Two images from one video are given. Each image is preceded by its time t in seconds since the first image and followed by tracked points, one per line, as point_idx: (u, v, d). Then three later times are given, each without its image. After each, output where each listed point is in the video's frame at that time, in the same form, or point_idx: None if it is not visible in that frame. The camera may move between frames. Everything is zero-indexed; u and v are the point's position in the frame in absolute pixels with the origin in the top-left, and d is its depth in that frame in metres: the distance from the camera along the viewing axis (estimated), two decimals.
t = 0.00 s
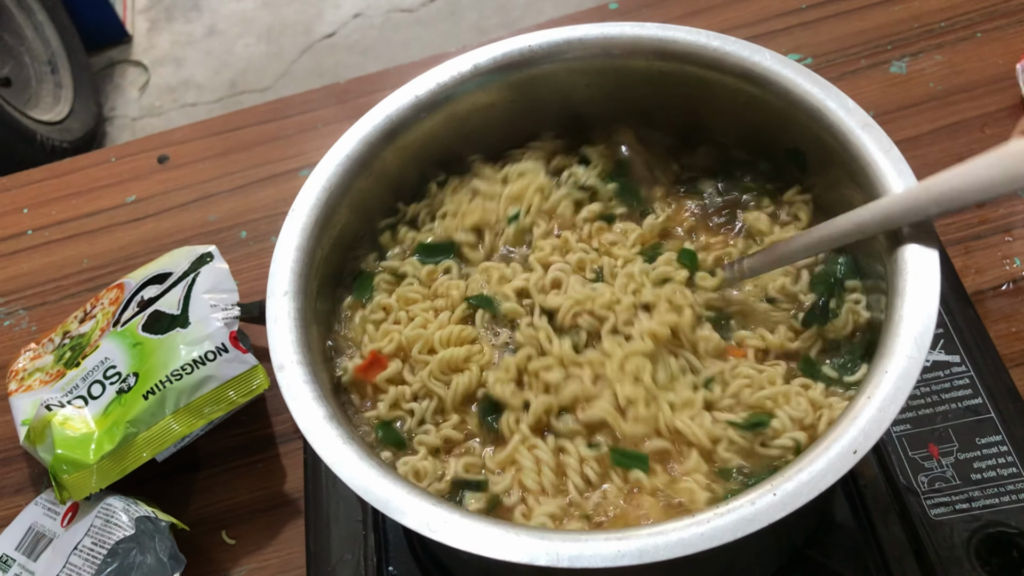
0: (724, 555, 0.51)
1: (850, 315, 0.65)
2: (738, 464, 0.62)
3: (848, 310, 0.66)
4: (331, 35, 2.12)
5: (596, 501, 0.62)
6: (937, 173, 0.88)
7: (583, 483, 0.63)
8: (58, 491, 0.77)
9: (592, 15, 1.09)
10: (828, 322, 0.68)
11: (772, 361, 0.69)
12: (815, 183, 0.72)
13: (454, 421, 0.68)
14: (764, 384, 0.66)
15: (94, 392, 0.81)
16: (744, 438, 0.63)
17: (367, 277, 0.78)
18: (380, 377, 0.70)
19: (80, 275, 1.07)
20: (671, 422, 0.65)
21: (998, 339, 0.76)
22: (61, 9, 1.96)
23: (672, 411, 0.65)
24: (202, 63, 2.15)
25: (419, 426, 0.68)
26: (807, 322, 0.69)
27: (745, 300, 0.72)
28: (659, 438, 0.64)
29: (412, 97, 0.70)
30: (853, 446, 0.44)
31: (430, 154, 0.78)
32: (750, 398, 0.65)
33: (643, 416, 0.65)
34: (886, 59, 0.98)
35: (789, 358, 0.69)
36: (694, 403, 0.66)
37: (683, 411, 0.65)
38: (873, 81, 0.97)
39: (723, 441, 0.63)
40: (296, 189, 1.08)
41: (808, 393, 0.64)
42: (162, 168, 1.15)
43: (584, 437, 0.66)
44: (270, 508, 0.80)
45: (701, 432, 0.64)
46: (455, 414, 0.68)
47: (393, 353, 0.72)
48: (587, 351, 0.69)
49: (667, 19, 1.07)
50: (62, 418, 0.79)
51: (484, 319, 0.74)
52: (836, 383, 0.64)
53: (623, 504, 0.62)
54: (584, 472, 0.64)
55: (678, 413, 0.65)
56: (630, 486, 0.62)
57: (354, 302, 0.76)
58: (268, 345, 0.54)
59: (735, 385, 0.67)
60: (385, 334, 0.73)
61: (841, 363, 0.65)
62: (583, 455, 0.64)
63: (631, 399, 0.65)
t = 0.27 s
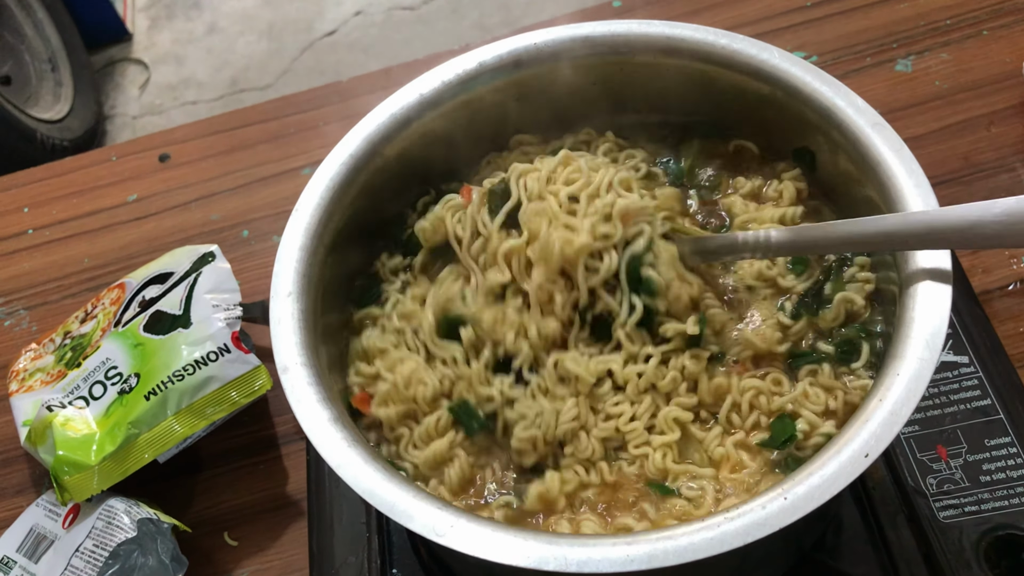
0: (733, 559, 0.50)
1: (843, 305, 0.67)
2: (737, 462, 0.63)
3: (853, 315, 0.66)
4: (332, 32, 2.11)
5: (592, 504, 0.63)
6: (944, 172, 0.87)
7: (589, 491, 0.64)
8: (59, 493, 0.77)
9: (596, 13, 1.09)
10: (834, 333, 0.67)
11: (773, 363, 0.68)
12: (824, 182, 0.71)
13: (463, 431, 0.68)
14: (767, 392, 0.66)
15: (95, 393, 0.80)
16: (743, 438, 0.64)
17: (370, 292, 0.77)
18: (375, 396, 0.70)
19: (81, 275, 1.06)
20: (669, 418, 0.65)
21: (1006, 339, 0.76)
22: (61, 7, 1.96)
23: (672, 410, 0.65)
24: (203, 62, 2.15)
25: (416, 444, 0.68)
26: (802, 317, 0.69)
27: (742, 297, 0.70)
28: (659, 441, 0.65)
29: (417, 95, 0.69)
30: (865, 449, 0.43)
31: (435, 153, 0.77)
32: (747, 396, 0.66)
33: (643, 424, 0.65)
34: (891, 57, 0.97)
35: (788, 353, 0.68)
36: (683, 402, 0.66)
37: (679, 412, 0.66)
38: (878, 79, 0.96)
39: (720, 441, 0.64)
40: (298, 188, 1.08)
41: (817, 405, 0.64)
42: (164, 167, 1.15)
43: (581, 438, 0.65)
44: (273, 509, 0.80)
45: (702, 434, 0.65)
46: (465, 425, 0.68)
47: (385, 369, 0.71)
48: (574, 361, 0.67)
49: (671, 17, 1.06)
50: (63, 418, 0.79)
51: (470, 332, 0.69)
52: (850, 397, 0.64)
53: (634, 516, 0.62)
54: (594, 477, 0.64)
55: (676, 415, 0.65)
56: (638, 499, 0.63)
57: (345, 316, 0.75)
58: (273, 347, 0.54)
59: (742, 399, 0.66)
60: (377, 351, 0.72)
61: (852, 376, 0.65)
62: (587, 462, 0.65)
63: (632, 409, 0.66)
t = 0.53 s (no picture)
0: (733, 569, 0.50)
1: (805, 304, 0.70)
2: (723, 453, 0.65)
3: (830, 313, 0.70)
4: (332, 34, 2.11)
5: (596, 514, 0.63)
6: (946, 176, 0.87)
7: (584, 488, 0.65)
8: (57, 500, 0.77)
9: (596, 16, 1.08)
10: (820, 332, 0.69)
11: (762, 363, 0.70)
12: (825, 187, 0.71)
13: (473, 450, 0.67)
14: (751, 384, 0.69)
15: (93, 399, 0.80)
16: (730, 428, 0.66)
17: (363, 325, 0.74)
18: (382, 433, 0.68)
19: (79, 279, 1.06)
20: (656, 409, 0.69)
21: (1008, 345, 0.75)
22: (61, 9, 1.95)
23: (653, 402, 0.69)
24: (203, 63, 2.14)
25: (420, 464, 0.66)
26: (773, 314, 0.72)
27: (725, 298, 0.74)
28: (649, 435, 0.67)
29: (416, 101, 0.69)
30: (865, 461, 0.43)
31: (434, 158, 0.77)
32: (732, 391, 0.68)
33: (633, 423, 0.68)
34: (893, 60, 0.97)
35: (773, 349, 0.70)
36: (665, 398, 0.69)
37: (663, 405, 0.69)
38: (880, 83, 0.96)
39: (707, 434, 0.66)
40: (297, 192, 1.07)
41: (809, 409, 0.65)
42: (163, 170, 1.14)
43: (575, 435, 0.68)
44: (271, 516, 0.79)
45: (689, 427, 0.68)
46: (473, 439, 0.67)
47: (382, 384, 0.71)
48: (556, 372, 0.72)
49: (672, 20, 1.06)
50: (61, 425, 0.78)
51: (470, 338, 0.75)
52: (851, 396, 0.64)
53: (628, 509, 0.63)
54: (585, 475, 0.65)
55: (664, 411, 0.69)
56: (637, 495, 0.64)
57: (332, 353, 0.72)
58: (270, 356, 0.54)
59: (726, 395, 0.68)
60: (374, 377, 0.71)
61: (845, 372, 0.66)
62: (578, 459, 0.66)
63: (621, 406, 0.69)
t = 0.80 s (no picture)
0: (723, 563, 0.51)
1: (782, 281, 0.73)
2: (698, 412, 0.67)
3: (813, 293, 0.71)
4: (334, 38, 2.13)
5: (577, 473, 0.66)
6: (937, 179, 0.88)
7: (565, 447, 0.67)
8: (60, 496, 0.78)
9: (594, 20, 1.10)
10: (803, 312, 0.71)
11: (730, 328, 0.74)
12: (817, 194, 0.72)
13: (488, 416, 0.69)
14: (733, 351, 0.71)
15: (96, 397, 0.81)
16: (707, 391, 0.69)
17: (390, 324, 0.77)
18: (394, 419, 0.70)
19: (83, 279, 1.07)
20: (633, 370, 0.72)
21: (997, 346, 0.76)
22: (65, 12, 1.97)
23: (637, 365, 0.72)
24: (206, 66, 2.16)
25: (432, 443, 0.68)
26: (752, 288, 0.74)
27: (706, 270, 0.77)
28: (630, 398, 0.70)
29: (412, 105, 0.70)
30: (848, 458, 0.44)
31: (430, 161, 0.78)
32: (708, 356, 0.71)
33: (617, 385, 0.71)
34: (886, 65, 0.98)
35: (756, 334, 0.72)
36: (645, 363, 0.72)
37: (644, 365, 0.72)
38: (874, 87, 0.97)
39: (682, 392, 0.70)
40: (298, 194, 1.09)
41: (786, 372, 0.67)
42: (165, 172, 1.16)
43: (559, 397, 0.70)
44: (271, 513, 0.81)
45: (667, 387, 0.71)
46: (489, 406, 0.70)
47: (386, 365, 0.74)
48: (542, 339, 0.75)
49: (669, 25, 1.07)
50: (64, 423, 0.80)
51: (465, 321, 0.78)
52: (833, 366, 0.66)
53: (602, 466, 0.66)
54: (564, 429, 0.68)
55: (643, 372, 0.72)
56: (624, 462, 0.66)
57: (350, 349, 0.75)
58: (268, 355, 0.55)
59: (700, 364, 0.71)
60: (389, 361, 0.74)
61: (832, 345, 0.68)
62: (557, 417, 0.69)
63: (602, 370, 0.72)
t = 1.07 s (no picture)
0: (727, 551, 0.51)
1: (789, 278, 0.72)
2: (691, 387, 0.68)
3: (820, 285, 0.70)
4: (338, 34, 2.13)
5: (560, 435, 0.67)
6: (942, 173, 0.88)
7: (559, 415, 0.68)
8: (63, 486, 0.78)
9: (598, 14, 1.09)
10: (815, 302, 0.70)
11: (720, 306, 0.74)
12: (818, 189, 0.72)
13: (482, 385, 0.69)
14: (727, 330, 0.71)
15: (98, 387, 0.81)
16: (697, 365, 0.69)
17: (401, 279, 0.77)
18: (389, 375, 0.71)
19: (86, 272, 1.08)
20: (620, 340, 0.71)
21: (1001, 338, 0.76)
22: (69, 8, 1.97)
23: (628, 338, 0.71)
24: (209, 62, 2.16)
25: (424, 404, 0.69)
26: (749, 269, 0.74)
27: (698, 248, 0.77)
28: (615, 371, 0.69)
29: (417, 93, 0.70)
30: (855, 444, 0.44)
31: (434, 151, 0.78)
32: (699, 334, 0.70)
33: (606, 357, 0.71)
34: (891, 59, 0.98)
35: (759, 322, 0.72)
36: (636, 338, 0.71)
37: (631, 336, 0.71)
38: (878, 80, 0.97)
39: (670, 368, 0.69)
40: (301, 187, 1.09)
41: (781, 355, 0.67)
42: (168, 165, 1.16)
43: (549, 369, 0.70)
44: (274, 503, 0.81)
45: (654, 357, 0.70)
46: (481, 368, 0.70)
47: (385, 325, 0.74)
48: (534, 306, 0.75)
49: (672, 18, 1.07)
50: (67, 413, 0.80)
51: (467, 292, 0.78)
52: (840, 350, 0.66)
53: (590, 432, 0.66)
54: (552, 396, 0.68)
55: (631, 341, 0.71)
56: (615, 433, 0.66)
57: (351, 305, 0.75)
58: (273, 340, 0.55)
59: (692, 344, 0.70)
60: (391, 320, 0.74)
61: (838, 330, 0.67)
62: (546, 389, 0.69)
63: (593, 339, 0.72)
